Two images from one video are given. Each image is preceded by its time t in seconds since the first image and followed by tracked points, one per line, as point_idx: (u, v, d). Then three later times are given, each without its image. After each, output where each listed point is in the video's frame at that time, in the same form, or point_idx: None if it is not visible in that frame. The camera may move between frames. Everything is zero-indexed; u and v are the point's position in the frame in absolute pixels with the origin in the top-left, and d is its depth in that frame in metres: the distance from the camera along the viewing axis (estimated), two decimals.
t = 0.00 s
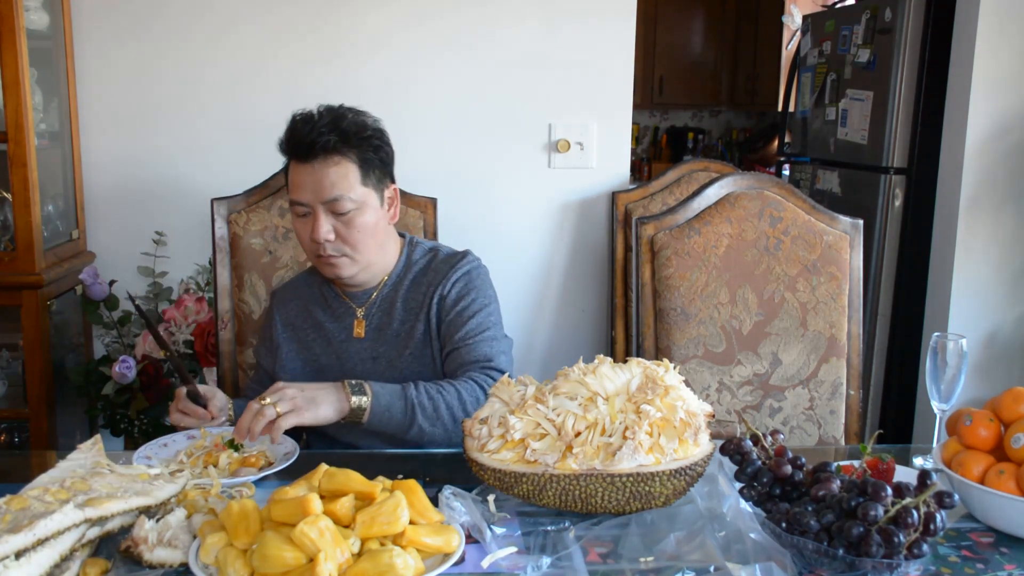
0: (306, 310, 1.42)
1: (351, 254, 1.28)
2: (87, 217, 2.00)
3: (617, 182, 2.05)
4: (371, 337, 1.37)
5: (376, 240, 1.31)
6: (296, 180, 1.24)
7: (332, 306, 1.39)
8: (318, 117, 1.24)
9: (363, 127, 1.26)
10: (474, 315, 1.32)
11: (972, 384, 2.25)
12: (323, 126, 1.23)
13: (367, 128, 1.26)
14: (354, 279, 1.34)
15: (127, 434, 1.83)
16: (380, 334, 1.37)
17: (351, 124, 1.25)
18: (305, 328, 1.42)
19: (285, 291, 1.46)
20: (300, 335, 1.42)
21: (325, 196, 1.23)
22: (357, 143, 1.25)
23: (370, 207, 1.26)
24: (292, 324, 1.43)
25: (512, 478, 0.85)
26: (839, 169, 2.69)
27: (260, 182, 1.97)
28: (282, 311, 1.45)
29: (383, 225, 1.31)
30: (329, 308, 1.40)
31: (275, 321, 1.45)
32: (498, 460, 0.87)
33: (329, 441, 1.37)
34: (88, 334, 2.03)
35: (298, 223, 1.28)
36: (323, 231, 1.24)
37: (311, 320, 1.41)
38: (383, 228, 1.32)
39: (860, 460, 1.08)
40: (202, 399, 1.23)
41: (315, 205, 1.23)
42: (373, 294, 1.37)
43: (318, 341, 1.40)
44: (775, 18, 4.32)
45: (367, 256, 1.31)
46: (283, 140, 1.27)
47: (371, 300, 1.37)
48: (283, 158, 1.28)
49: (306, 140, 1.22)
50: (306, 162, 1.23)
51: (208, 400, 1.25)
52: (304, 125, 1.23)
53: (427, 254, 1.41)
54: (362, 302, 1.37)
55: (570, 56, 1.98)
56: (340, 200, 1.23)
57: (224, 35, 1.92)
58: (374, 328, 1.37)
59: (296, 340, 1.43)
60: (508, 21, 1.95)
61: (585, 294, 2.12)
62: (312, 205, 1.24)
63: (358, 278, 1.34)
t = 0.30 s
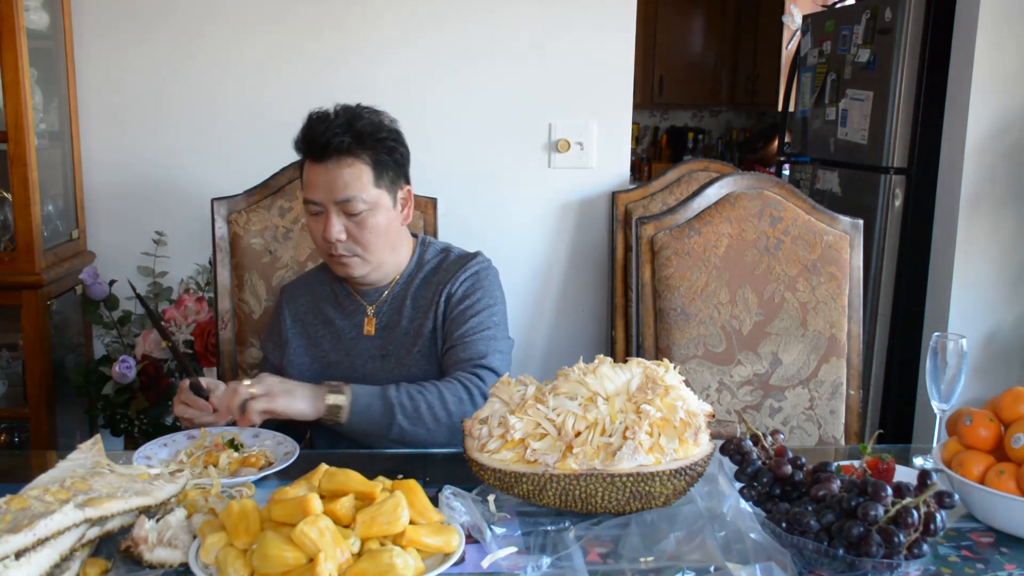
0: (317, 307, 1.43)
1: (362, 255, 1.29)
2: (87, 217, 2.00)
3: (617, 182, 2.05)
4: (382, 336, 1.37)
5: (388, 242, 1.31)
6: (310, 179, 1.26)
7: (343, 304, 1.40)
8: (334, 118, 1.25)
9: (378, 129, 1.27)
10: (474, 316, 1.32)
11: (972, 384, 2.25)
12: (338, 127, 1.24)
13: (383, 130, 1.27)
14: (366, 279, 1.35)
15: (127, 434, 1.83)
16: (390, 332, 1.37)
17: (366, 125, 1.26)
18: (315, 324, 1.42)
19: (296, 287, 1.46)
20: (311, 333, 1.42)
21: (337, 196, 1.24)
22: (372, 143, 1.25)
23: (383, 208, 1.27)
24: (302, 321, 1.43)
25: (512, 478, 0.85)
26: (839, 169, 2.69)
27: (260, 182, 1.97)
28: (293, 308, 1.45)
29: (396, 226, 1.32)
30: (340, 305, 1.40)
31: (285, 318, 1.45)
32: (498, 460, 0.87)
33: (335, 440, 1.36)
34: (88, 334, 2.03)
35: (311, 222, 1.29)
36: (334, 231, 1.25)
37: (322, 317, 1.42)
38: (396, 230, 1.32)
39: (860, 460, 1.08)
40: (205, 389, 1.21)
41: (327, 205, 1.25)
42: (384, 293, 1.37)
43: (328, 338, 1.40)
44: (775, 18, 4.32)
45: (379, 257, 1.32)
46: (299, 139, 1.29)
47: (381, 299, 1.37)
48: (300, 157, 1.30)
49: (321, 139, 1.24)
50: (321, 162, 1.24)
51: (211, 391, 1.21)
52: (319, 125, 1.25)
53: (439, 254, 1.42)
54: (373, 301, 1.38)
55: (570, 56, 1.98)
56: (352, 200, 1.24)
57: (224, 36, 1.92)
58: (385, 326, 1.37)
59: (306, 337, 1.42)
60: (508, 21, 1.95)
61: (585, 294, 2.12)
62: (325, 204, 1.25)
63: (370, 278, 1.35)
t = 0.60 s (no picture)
0: (317, 305, 1.43)
1: (391, 252, 1.30)
2: (87, 217, 2.00)
3: (617, 182, 2.05)
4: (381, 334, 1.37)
5: (410, 239, 1.33)
6: (342, 177, 1.23)
7: (344, 300, 1.40)
8: (373, 117, 1.24)
9: (409, 129, 1.28)
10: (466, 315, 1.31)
11: (972, 384, 2.25)
12: (378, 126, 1.23)
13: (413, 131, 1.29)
14: (383, 276, 1.35)
15: (126, 434, 1.83)
16: (389, 332, 1.37)
17: (398, 123, 1.25)
18: (316, 323, 1.42)
19: (298, 285, 1.47)
20: (311, 330, 1.42)
21: (378, 195, 1.23)
22: (405, 141, 1.25)
23: (413, 207, 1.29)
24: (303, 319, 1.44)
25: (512, 478, 0.85)
26: (839, 169, 2.69)
27: (260, 182, 1.97)
28: (293, 305, 1.45)
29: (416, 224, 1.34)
30: (341, 302, 1.40)
31: (285, 315, 1.45)
32: (498, 459, 0.87)
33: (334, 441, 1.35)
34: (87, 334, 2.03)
35: (337, 219, 1.26)
36: (371, 228, 1.24)
37: (322, 314, 1.42)
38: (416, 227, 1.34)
39: (860, 460, 1.08)
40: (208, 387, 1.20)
41: (365, 203, 1.23)
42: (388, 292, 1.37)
43: (328, 336, 1.41)
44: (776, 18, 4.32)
45: (401, 254, 1.32)
46: (328, 135, 1.25)
47: (384, 299, 1.37)
48: (325, 153, 1.25)
49: (360, 136, 1.22)
50: (359, 160, 1.22)
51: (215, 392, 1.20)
52: (359, 123, 1.23)
53: (439, 254, 1.41)
54: (376, 300, 1.38)
55: (570, 56, 1.98)
56: (391, 198, 1.24)
57: (224, 35, 1.92)
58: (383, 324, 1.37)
59: (307, 335, 1.43)
60: (508, 21, 1.95)
61: (585, 294, 2.12)
62: (361, 202, 1.23)
63: (386, 275, 1.35)
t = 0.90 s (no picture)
0: (317, 303, 1.43)
1: (410, 251, 1.30)
2: (86, 217, 2.00)
3: (617, 182, 2.05)
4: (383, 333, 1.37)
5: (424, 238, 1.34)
6: (369, 175, 1.23)
7: (346, 297, 1.40)
8: (399, 116, 1.25)
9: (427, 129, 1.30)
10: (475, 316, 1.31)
11: (972, 384, 2.25)
12: (405, 125, 1.24)
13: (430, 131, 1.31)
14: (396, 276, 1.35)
15: (126, 434, 1.83)
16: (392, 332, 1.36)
17: (420, 125, 1.28)
18: (316, 320, 1.42)
19: (297, 283, 1.46)
20: (312, 329, 1.42)
21: (404, 193, 1.23)
22: (427, 143, 1.28)
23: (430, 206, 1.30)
24: (303, 318, 1.43)
25: (512, 478, 0.85)
26: (839, 169, 2.69)
27: (260, 182, 1.97)
28: (293, 304, 1.44)
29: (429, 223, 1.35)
30: (343, 300, 1.40)
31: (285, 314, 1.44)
32: (498, 460, 0.87)
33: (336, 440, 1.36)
34: (87, 334, 2.03)
35: (359, 219, 1.25)
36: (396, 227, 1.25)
37: (323, 312, 1.41)
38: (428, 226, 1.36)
39: (860, 460, 1.08)
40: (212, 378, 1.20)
41: (391, 201, 1.23)
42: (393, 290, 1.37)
43: (330, 333, 1.41)
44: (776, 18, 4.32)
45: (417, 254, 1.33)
46: (352, 133, 1.24)
47: (389, 298, 1.37)
48: (349, 152, 1.25)
49: (391, 136, 1.23)
50: (386, 158, 1.23)
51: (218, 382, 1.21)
52: (386, 121, 1.23)
53: (441, 253, 1.41)
54: (382, 299, 1.37)
55: (570, 56, 1.98)
56: (416, 197, 1.25)
57: (225, 36, 1.92)
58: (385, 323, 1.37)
59: (308, 333, 1.42)
60: (508, 21, 1.95)
61: (585, 294, 2.12)
62: (388, 201, 1.23)
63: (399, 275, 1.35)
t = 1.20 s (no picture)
0: (331, 300, 1.43)
1: (428, 245, 1.36)
2: (86, 217, 2.00)
3: (617, 182, 2.05)
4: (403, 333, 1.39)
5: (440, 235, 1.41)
6: (391, 170, 1.29)
7: (361, 295, 1.42)
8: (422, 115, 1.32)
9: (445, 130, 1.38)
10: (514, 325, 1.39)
11: (972, 385, 2.25)
12: (427, 122, 1.32)
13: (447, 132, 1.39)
14: (413, 273, 1.40)
15: (126, 434, 1.83)
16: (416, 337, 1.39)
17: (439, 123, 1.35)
18: (329, 317, 1.42)
19: (308, 281, 1.46)
20: (325, 327, 1.42)
21: (426, 187, 1.30)
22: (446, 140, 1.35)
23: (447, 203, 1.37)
24: (316, 315, 1.43)
25: (512, 478, 0.85)
26: (840, 168, 2.69)
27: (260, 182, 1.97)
28: (304, 302, 1.44)
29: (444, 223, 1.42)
30: (358, 297, 1.42)
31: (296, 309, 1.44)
32: (498, 460, 0.87)
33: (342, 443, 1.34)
34: (87, 334, 2.03)
35: (382, 212, 1.31)
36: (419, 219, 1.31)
37: (338, 309, 1.42)
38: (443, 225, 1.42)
39: (860, 460, 1.08)
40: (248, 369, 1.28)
41: (414, 194, 1.30)
42: (411, 291, 1.40)
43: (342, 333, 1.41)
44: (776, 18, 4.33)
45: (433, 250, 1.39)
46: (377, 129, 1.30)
47: (408, 298, 1.40)
48: (373, 148, 1.31)
49: (413, 131, 1.29)
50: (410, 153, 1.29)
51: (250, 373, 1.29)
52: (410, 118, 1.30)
53: (458, 256, 1.44)
54: (399, 298, 1.41)
55: (570, 56, 1.98)
56: (436, 191, 1.32)
57: (225, 36, 1.92)
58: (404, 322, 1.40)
59: (319, 331, 1.42)
60: (508, 21, 1.95)
61: (585, 294, 2.12)
62: (409, 194, 1.30)
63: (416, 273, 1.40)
